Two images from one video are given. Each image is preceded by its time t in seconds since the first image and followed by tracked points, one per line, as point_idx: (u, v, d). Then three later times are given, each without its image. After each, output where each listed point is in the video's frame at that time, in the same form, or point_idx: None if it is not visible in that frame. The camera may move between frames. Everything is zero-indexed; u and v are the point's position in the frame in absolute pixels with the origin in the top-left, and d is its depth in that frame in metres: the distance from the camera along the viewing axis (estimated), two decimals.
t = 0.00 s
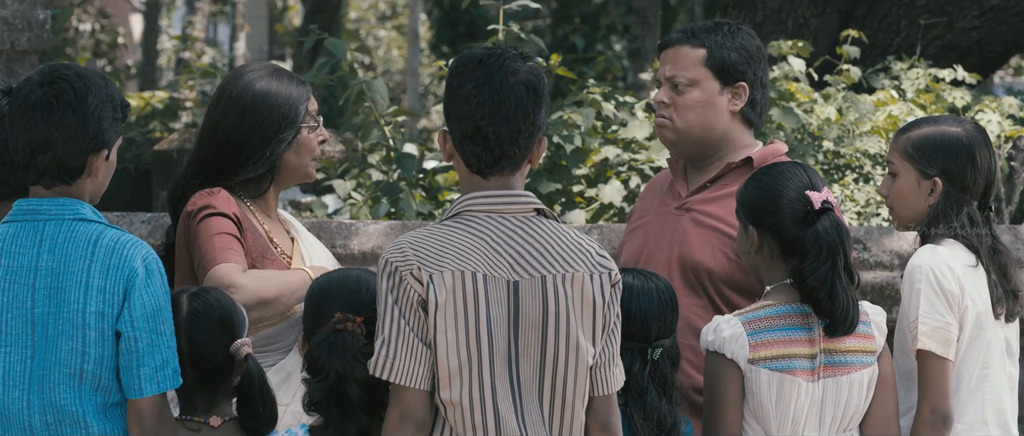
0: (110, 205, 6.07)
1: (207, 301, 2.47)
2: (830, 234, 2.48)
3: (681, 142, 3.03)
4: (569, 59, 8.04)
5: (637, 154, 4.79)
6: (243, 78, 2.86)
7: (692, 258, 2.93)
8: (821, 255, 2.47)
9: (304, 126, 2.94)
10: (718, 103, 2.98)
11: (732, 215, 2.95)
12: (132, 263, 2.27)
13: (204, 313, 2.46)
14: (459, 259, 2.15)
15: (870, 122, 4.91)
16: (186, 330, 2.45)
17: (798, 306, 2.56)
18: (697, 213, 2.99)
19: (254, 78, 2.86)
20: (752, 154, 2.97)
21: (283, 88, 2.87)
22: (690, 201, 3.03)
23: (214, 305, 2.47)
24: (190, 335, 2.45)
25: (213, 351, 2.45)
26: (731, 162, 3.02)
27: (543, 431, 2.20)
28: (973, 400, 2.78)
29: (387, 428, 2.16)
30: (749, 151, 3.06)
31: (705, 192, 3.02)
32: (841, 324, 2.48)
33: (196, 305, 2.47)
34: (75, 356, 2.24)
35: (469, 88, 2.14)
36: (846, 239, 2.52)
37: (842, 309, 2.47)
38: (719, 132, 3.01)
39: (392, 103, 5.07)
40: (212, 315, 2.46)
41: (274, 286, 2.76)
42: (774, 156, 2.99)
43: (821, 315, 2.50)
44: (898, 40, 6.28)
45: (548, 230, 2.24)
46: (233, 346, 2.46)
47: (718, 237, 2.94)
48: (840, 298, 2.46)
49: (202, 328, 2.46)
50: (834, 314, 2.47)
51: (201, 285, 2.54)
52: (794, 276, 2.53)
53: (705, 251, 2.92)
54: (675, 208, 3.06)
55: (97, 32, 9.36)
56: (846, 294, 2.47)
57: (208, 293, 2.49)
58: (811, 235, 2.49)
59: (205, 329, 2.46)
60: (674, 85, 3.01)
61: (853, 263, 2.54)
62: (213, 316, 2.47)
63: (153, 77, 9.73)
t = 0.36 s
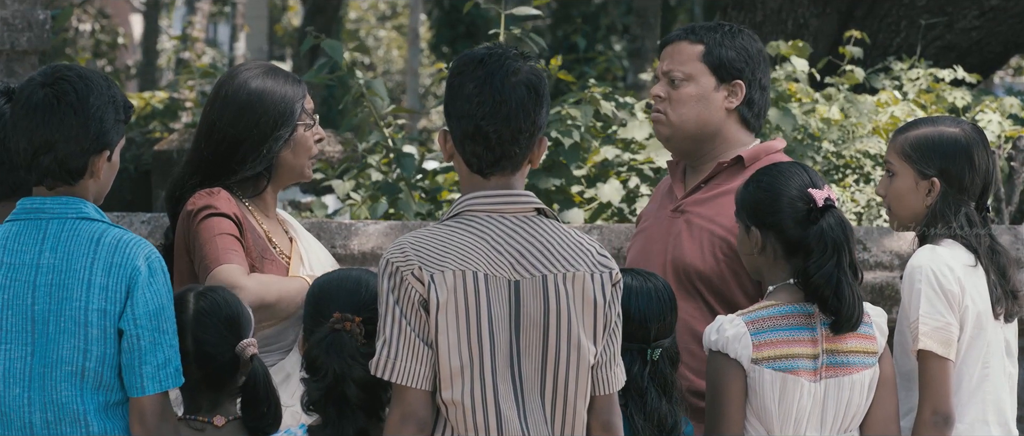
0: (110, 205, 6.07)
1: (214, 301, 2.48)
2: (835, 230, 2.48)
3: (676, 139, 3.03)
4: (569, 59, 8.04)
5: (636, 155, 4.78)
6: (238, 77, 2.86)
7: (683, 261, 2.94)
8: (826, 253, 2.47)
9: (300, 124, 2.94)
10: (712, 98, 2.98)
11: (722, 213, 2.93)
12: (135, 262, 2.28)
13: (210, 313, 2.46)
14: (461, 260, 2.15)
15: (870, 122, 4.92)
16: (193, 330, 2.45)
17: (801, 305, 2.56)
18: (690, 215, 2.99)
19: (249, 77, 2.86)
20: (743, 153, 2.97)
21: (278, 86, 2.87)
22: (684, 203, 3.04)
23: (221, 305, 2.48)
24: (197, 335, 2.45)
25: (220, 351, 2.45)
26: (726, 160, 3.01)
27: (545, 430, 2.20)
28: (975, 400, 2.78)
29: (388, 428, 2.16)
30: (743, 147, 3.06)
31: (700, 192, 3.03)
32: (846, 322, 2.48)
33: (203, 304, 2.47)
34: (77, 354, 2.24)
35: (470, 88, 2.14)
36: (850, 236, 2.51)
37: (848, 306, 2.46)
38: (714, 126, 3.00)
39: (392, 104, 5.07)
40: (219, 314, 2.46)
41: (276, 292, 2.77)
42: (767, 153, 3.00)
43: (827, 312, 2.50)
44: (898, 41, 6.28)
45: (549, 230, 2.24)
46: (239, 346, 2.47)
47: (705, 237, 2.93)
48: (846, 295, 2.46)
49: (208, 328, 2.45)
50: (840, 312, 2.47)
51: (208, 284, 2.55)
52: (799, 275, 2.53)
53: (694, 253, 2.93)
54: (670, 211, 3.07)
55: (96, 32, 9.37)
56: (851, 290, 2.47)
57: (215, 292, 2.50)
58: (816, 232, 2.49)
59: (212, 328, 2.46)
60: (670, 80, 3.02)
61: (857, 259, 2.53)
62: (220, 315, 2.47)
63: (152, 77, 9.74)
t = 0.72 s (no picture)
0: (110, 206, 6.08)
1: (221, 299, 2.48)
2: (836, 230, 2.49)
3: (680, 139, 3.04)
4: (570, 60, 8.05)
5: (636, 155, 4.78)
6: (233, 78, 2.85)
7: (687, 261, 2.94)
8: (828, 252, 2.48)
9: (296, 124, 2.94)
10: (717, 100, 2.98)
11: (724, 215, 2.93)
12: (137, 263, 2.28)
13: (218, 311, 2.47)
14: (460, 261, 2.15)
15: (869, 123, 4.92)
16: (200, 328, 2.45)
17: (802, 305, 2.57)
18: (694, 217, 2.98)
19: (244, 77, 2.85)
20: (747, 154, 2.97)
21: (273, 86, 2.87)
22: (687, 204, 3.03)
23: (228, 303, 2.48)
24: (203, 333, 2.45)
25: (226, 350, 2.45)
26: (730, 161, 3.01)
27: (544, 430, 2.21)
28: (976, 400, 2.78)
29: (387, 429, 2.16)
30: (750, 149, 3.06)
31: (703, 193, 3.03)
32: (847, 322, 2.48)
33: (211, 303, 2.47)
34: (79, 354, 2.24)
35: (470, 88, 2.15)
36: (851, 236, 2.52)
37: (849, 306, 2.47)
38: (718, 127, 3.00)
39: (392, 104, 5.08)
40: (226, 312, 2.47)
41: (278, 271, 2.76)
42: (772, 155, 2.99)
43: (828, 312, 2.51)
44: (898, 41, 6.28)
45: (548, 231, 2.24)
46: (246, 345, 2.47)
47: (710, 237, 2.93)
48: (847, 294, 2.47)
49: (214, 326, 2.45)
50: (842, 311, 2.48)
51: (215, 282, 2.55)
52: (799, 275, 2.54)
53: (698, 252, 2.93)
54: (672, 213, 3.07)
55: (96, 32, 9.37)
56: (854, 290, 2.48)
57: (223, 291, 2.51)
58: (817, 232, 2.50)
59: (217, 326, 2.46)
60: (675, 81, 3.02)
61: (857, 259, 2.54)
62: (227, 313, 2.47)
63: (153, 77, 9.74)
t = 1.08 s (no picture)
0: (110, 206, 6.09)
1: (212, 302, 2.47)
2: (850, 231, 2.52)
3: (684, 140, 3.04)
4: (569, 60, 8.05)
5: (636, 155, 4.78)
6: (237, 80, 2.85)
7: (693, 257, 2.93)
8: (842, 255, 2.50)
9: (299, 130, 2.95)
10: (720, 103, 2.98)
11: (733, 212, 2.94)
12: (137, 264, 2.28)
13: (209, 314, 2.46)
14: (456, 262, 2.15)
15: (868, 123, 4.92)
16: (194, 334, 2.46)
17: (805, 306, 2.57)
18: (699, 213, 2.99)
19: (248, 80, 2.85)
20: (755, 154, 2.97)
21: (277, 90, 2.87)
22: (692, 200, 3.03)
23: (219, 306, 2.47)
24: (198, 339, 2.45)
25: (224, 352, 2.45)
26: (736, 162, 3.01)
27: (540, 431, 2.21)
28: (975, 402, 2.78)
29: (383, 431, 2.17)
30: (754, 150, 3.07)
31: (708, 192, 3.03)
32: (859, 326, 2.51)
33: (201, 308, 2.47)
34: (78, 355, 2.25)
35: (469, 89, 2.15)
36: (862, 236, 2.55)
37: (862, 312, 2.50)
38: (723, 130, 3.01)
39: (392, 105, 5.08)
40: (218, 315, 2.46)
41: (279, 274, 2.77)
42: (779, 156, 2.99)
43: (838, 311, 2.52)
44: (897, 42, 6.28)
45: (544, 233, 2.24)
46: (242, 346, 2.47)
47: (716, 236, 2.93)
48: (864, 300, 2.50)
49: (207, 330, 2.46)
50: (857, 316, 2.50)
51: (207, 285, 2.54)
52: (805, 278, 2.56)
53: (706, 250, 2.92)
54: (676, 209, 3.07)
55: (96, 33, 9.38)
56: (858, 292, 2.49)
57: (214, 294, 2.49)
58: (828, 235, 2.52)
59: (211, 330, 2.46)
60: (679, 83, 3.03)
61: (861, 261, 2.54)
62: (220, 315, 2.47)
63: (153, 78, 9.73)
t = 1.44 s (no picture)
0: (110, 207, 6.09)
1: (209, 305, 2.48)
2: (849, 234, 2.52)
3: (682, 141, 3.05)
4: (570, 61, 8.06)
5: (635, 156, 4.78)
6: (261, 87, 2.85)
7: (693, 257, 2.94)
8: (840, 259, 2.50)
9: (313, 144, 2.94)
10: (718, 103, 2.99)
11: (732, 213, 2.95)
12: (135, 265, 2.28)
13: (208, 316, 2.47)
14: (452, 261, 2.15)
15: (867, 124, 4.92)
16: (193, 338, 2.46)
17: (802, 306, 2.57)
18: (698, 213, 3.00)
19: (272, 88, 2.86)
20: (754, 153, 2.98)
21: (300, 100, 2.88)
22: (691, 201, 3.04)
23: (215, 308, 2.48)
24: (197, 344, 2.46)
25: (223, 353, 2.46)
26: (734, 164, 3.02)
27: (535, 430, 2.21)
28: (969, 402, 2.79)
29: (381, 431, 2.17)
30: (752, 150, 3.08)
31: (707, 192, 3.04)
32: (855, 327, 2.51)
33: (199, 312, 2.48)
34: (76, 356, 2.25)
35: (464, 89, 2.15)
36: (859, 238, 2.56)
37: (859, 314, 2.50)
38: (720, 130, 3.02)
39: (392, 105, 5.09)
40: (215, 317, 2.47)
41: (284, 264, 2.77)
42: (777, 156, 2.99)
43: (836, 315, 2.52)
44: (897, 42, 6.28)
45: (540, 231, 2.24)
46: (242, 347, 2.47)
47: (716, 235, 2.95)
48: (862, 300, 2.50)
49: (206, 333, 2.46)
50: (852, 318, 2.50)
51: (204, 287, 2.55)
52: (801, 278, 2.57)
53: (707, 251, 2.93)
54: (675, 209, 3.07)
55: (96, 33, 9.39)
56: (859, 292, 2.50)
57: (210, 296, 2.50)
58: (827, 238, 2.53)
59: (211, 334, 2.46)
60: (676, 84, 3.02)
61: (857, 261, 2.54)
62: (219, 317, 2.48)
63: (152, 78, 9.74)
